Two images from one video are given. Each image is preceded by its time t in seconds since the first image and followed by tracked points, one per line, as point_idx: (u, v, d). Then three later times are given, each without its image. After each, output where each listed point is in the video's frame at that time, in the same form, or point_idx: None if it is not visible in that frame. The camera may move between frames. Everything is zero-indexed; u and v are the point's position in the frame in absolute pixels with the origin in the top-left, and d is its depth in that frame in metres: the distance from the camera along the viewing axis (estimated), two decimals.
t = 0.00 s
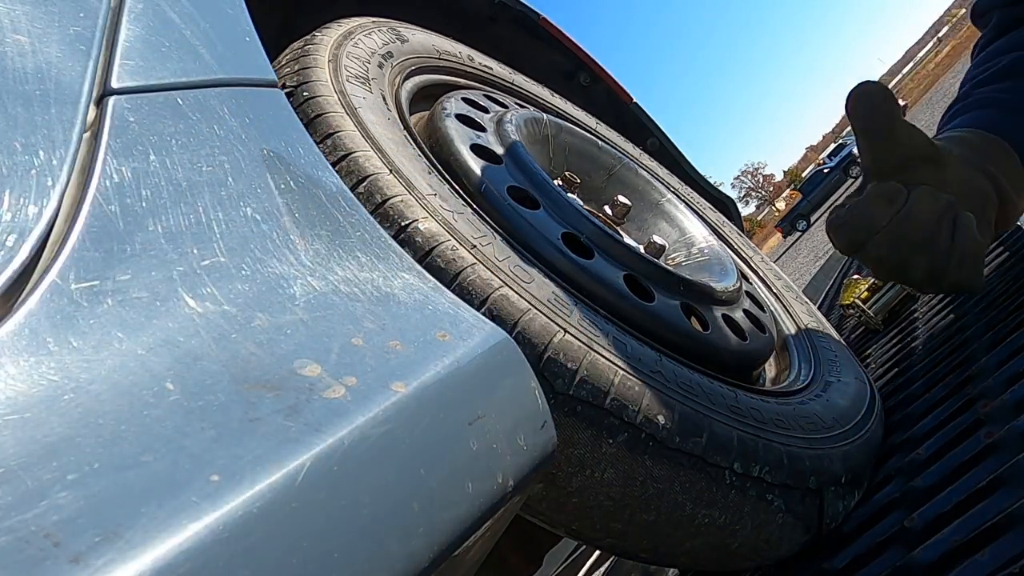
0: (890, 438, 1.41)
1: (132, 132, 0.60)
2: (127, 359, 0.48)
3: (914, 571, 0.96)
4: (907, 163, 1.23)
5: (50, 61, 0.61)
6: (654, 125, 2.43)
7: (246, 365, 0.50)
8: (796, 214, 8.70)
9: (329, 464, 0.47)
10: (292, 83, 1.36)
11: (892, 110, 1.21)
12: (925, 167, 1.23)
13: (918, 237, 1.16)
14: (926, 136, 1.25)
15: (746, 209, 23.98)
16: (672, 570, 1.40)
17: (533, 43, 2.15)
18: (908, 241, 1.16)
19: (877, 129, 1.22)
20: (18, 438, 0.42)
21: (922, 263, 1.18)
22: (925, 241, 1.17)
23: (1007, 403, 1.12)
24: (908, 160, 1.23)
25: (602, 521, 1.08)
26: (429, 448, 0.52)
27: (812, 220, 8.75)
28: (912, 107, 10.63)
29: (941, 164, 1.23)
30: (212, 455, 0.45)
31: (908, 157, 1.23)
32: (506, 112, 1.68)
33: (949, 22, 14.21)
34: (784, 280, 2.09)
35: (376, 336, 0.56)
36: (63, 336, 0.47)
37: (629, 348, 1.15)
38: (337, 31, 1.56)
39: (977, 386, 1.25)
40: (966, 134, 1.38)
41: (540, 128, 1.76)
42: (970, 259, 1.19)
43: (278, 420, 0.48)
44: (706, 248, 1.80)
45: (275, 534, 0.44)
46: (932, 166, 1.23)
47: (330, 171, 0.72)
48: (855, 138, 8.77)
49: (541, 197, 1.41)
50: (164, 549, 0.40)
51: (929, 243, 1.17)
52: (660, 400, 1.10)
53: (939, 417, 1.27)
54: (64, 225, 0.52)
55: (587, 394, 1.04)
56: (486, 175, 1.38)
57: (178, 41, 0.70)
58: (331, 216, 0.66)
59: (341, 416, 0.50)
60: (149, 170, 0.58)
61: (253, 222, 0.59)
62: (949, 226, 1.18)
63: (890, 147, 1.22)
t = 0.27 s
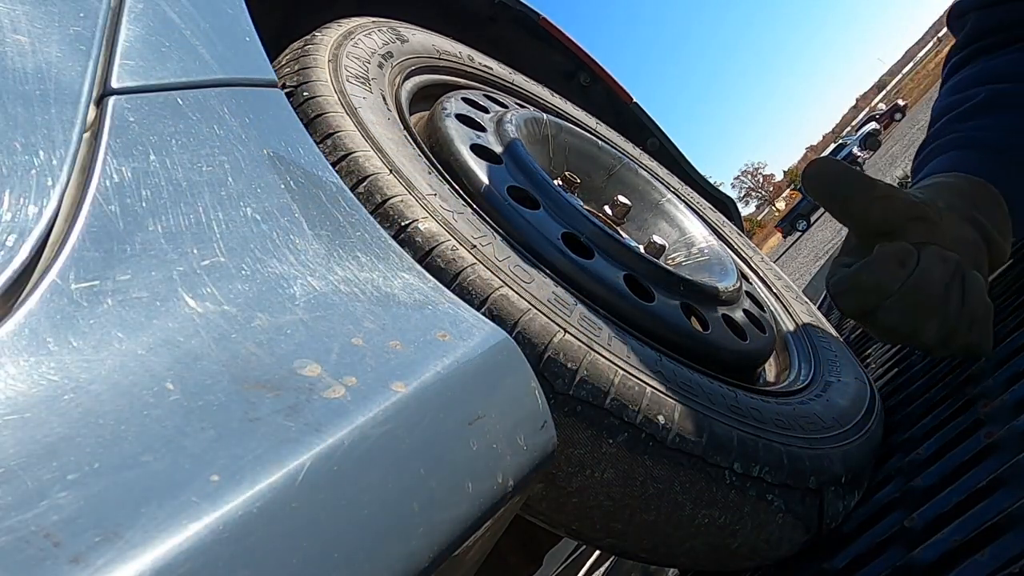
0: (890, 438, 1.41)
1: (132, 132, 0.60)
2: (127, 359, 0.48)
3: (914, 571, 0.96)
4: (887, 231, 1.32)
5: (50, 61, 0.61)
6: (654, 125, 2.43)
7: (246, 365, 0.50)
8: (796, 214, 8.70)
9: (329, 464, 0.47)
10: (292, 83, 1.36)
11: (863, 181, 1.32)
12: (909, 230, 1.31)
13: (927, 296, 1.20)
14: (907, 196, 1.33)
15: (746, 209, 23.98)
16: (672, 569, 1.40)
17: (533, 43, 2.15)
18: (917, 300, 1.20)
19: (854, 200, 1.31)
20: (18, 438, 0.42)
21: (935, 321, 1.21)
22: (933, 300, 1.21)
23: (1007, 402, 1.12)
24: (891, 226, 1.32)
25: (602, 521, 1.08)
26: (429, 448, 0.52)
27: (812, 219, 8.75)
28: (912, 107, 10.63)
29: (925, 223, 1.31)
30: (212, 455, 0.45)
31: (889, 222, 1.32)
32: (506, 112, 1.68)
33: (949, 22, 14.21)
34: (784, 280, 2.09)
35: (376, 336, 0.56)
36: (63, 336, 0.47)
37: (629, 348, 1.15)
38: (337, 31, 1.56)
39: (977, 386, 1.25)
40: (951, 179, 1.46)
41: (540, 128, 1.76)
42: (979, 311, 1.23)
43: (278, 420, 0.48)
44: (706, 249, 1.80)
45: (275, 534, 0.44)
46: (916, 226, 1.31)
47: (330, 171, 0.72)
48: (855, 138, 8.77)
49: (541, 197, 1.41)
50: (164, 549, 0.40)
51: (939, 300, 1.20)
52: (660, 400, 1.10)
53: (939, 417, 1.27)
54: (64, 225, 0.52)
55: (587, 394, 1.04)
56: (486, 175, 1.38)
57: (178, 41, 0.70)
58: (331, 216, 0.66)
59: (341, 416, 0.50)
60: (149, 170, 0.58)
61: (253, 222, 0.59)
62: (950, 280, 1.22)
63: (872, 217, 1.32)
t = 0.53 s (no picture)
0: (890, 438, 1.41)
1: (131, 132, 0.60)
2: (127, 359, 0.48)
3: (914, 571, 0.96)
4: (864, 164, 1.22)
5: (50, 61, 0.61)
6: (654, 125, 2.43)
7: (246, 365, 0.50)
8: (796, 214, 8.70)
9: (329, 464, 0.47)
10: (292, 83, 1.36)
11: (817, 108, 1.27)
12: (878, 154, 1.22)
13: (890, 179, 1.11)
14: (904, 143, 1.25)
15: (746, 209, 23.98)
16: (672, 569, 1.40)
17: (533, 43, 2.15)
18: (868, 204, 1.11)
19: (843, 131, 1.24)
20: (17, 438, 0.42)
21: (887, 208, 1.10)
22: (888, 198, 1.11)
23: (1007, 402, 1.12)
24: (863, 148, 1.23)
25: (602, 521, 1.08)
26: (429, 448, 0.52)
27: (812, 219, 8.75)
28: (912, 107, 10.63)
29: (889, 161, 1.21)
30: (212, 455, 0.45)
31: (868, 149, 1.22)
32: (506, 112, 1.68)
33: (949, 22, 14.19)
34: (784, 280, 2.08)
35: (376, 337, 0.56)
36: (63, 336, 0.47)
37: (629, 348, 1.15)
38: (337, 31, 1.56)
39: (977, 386, 1.25)
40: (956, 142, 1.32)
41: (540, 128, 1.76)
42: (932, 213, 1.12)
43: (278, 421, 0.48)
44: (706, 248, 1.80)
45: (275, 534, 0.44)
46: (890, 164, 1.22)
47: (330, 171, 0.72)
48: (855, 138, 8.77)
49: (541, 197, 1.41)
50: (164, 548, 0.41)
51: (895, 190, 1.11)
52: (660, 400, 1.10)
53: (939, 417, 1.27)
54: (64, 225, 0.52)
55: (587, 394, 1.04)
56: (486, 175, 1.38)
57: (178, 41, 0.70)
58: (331, 216, 0.66)
59: (342, 416, 0.50)
60: (149, 170, 0.58)
61: (254, 223, 0.59)
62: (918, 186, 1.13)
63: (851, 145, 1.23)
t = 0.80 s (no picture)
0: (890, 438, 1.41)
1: (132, 132, 0.60)
2: (127, 359, 0.48)
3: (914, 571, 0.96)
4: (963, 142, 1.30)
5: (50, 62, 0.61)
6: (654, 126, 2.43)
7: (246, 365, 0.50)
8: (796, 214, 8.70)
9: (329, 464, 0.47)
10: (292, 83, 1.36)
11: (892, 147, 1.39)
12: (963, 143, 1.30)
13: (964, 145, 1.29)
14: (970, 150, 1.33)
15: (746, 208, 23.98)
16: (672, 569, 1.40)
17: (533, 43, 2.15)
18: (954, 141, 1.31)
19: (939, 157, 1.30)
20: (17, 438, 0.42)
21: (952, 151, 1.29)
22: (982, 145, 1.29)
23: (1007, 403, 1.12)
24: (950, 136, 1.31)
25: (601, 521, 1.08)
26: (430, 448, 0.52)
27: (812, 219, 8.75)
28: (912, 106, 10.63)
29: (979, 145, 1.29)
30: (212, 455, 0.45)
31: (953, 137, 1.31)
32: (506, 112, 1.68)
33: (949, 21, 14.16)
34: (784, 280, 2.08)
35: (376, 336, 0.56)
36: (63, 336, 0.47)
37: (629, 348, 1.15)
38: (337, 31, 1.57)
39: (977, 386, 1.25)
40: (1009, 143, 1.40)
41: (540, 128, 1.76)
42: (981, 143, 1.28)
43: (278, 420, 0.48)
44: (706, 248, 1.80)
45: (275, 534, 0.44)
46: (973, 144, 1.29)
47: (330, 171, 0.72)
48: (855, 138, 8.77)
49: (541, 197, 1.40)
50: (164, 548, 0.41)
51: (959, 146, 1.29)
52: (660, 400, 1.10)
53: (939, 416, 1.27)
54: (64, 225, 0.52)
55: (587, 394, 1.04)
56: (486, 175, 1.38)
57: (177, 40, 0.70)
58: (331, 216, 0.66)
59: (341, 416, 0.50)
60: (149, 170, 0.58)
61: (254, 223, 0.59)
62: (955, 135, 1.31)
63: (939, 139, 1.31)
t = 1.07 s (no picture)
0: (890, 438, 1.41)
1: (132, 132, 0.60)
2: (127, 359, 0.48)
3: (914, 571, 0.96)
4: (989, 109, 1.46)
5: (50, 61, 0.61)
6: (654, 125, 2.43)
7: (246, 365, 0.50)
8: (796, 213, 8.70)
9: (329, 464, 0.47)
10: (292, 83, 1.36)
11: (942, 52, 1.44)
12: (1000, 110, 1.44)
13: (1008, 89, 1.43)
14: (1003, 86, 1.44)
15: (746, 208, 23.97)
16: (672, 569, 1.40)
17: (533, 43, 2.15)
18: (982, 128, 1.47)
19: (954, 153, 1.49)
20: (17, 438, 0.42)
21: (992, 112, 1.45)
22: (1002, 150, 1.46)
23: (1007, 403, 1.12)
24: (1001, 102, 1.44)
25: (601, 521, 1.08)
26: (429, 448, 0.52)
27: (812, 219, 8.76)
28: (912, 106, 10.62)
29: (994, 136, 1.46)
30: (212, 455, 0.45)
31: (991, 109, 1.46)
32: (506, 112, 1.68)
33: (949, 21, 14.17)
34: (784, 280, 2.08)
35: (376, 336, 0.56)
36: (63, 336, 0.47)
37: (629, 348, 1.15)
38: (337, 31, 1.57)
39: (977, 386, 1.25)
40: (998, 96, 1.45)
41: (540, 128, 1.76)
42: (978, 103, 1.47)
43: (278, 420, 0.48)
44: (706, 249, 1.79)
45: (275, 534, 0.44)
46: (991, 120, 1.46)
47: (330, 171, 0.72)
48: (855, 138, 8.77)
49: (541, 196, 1.40)
50: (163, 548, 0.40)
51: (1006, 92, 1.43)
52: (660, 400, 1.10)
53: (939, 416, 1.27)
54: (64, 224, 0.52)
55: (587, 394, 1.04)
56: (486, 175, 1.38)
57: (177, 40, 0.70)
58: (330, 215, 0.65)
59: (341, 416, 0.50)
60: (149, 170, 0.58)
61: (253, 223, 0.59)
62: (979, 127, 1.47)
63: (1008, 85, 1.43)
